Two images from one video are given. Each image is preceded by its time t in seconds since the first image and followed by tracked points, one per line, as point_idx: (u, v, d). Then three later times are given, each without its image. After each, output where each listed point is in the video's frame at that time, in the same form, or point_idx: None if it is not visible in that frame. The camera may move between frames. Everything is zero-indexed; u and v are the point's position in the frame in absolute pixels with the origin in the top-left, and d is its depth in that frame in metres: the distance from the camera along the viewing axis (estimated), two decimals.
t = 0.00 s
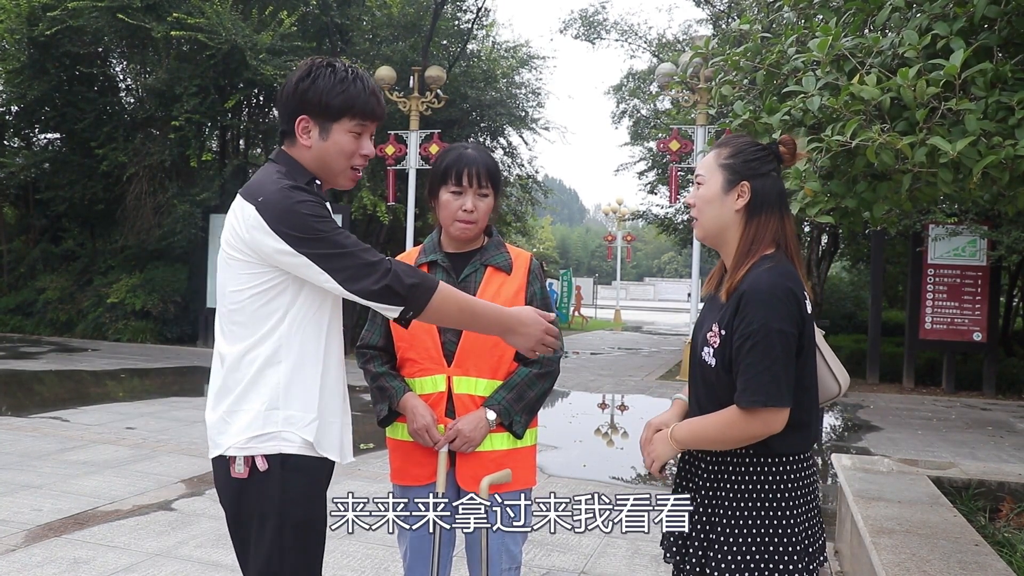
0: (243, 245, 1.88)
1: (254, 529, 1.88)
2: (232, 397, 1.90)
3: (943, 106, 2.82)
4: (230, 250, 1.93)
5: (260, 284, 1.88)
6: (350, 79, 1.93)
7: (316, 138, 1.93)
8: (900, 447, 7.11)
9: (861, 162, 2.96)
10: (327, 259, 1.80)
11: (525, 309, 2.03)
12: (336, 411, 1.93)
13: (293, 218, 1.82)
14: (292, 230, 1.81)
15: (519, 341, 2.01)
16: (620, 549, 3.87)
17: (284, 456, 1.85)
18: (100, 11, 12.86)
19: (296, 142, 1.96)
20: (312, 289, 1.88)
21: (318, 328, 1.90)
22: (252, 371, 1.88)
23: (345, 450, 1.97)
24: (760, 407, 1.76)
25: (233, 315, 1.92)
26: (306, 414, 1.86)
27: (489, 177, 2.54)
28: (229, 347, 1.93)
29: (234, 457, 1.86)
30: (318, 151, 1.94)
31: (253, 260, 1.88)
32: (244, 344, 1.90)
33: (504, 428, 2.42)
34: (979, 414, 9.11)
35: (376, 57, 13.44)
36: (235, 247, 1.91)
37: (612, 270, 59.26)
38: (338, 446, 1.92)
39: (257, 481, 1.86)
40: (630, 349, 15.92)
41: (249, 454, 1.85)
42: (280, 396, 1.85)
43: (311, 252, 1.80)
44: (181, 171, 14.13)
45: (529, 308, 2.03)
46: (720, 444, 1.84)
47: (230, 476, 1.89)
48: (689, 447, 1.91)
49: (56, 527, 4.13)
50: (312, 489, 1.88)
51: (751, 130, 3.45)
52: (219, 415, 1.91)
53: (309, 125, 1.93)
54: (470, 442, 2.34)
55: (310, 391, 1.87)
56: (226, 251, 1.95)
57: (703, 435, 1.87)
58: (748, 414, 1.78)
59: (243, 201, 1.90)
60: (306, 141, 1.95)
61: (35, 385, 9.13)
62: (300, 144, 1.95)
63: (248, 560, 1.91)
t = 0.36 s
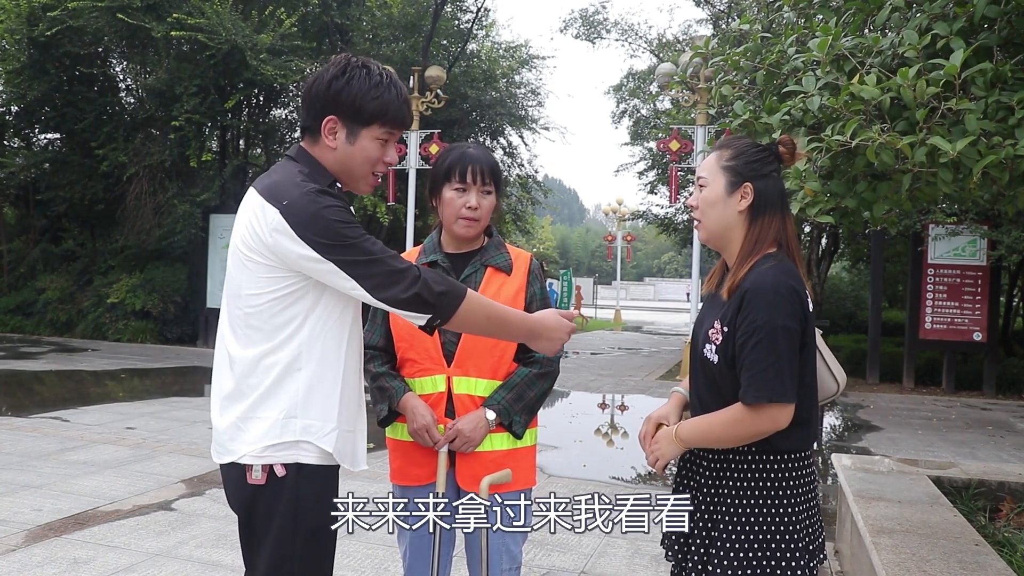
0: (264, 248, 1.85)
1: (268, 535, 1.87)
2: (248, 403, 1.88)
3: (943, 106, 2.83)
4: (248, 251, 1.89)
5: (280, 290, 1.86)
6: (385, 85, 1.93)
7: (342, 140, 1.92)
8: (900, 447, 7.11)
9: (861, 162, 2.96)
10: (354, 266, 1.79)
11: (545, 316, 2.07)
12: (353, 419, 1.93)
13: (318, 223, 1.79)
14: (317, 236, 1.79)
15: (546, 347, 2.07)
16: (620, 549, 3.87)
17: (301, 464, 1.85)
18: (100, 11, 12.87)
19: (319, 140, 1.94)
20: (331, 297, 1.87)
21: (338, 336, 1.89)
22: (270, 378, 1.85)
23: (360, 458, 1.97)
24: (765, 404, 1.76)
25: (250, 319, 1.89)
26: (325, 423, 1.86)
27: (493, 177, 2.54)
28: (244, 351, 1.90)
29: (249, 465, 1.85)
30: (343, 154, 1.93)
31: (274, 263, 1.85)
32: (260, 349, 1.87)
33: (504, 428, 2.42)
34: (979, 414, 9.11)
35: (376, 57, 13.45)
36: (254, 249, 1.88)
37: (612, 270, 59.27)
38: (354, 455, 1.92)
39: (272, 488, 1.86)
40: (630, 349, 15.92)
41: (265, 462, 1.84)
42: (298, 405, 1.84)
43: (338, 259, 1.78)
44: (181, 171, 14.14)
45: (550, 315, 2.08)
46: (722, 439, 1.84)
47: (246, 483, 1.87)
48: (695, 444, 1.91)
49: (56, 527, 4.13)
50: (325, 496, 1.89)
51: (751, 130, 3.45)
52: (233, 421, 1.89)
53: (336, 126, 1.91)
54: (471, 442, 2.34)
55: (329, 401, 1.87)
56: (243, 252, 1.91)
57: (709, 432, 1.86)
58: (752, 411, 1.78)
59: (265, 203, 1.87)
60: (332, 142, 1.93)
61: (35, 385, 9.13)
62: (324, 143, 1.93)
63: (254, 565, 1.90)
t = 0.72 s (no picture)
0: (274, 251, 1.84)
1: (275, 537, 1.86)
2: (256, 407, 1.87)
3: (943, 106, 2.82)
4: (255, 253, 1.88)
5: (289, 293, 1.85)
6: (394, 83, 1.93)
7: (353, 140, 1.92)
8: (899, 447, 7.11)
9: (860, 162, 2.96)
10: (365, 271, 1.79)
11: (546, 327, 2.08)
12: (360, 424, 1.93)
13: (331, 227, 1.80)
14: (329, 239, 1.79)
15: (546, 359, 2.08)
16: (620, 549, 3.87)
17: (310, 469, 1.85)
18: (100, 11, 12.88)
19: (328, 140, 1.93)
20: (340, 300, 1.87)
21: (346, 340, 1.89)
22: (279, 383, 1.85)
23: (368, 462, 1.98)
24: (762, 399, 1.76)
25: (257, 322, 1.88)
26: (335, 428, 1.86)
27: (494, 176, 2.55)
28: (251, 354, 1.89)
29: (257, 469, 1.84)
30: (352, 153, 1.93)
31: (283, 266, 1.84)
32: (269, 353, 1.86)
33: (504, 429, 2.42)
34: (979, 414, 9.11)
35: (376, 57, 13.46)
36: (262, 251, 1.86)
37: (612, 270, 59.33)
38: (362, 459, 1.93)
39: (280, 492, 1.85)
40: (630, 349, 15.92)
41: (274, 467, 1.84)
42: (309, 411, 1.84)
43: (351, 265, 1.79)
44: (182, 171, 14.15)
45: (551, 326, 2.08)
46: (723, 436, 1.83)
47: (253, 486, 1.86)
48: (692, 436, 1.91)
49: (56, 527, 4.14)
50: (333, 499, 1.89)
51: (750, 130, 3.45)
52: (240, 425, 1.88)
53: (347, 125, 1.91)
54: (470, 443, 2.34)
55: (339, 406, 1.87)
56: (249, 253, 1.89)
57: (710, 428, 1.86)
58: (750, 407, 1.78)
59: (274, 204, 1.86)
60: (342, 141, 1.93)
61: (35, 386, 9.14)
62: (334, 143, 1.93)
63: (260, 568, 1.89)
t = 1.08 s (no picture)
0: (275, 251, 1.84)
1: (276, 539, 1.86)
2: (259, 408, 1.86)
3: (942, 106, 2.82)
4: (256, 253, 1.87)
5: (291, 293, 1.85)
6: (388, 79, 1.93)
7: (351, 137, 1.92)
8: (899, 447, 7.11)
9: (860, 162, 2.95)
10: (366, 271, 1.79)
11: (545, 329, 2.09)
12: (363, 424, 1.94)
13: (332, 226, 1.80)
14: (331, 238, 1.79)
15: (544, 361, 2.07)
16: (619, 549, 3.87)
17: (313, 469, 1.85)
18: (100, 11, 12.90)
19: (326, 138, 1.93)
20: (342, 300, 1.87)
21: (348, 340, 1.89)
22: (282, 383, 1.85)
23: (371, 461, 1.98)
24: (759, 397, 1.75)
25: (258, 323, 1.87)
26: (338, 428, 1.86)
27: (494, 175, 2.55)
28: (252, 355, 1.89)
29: (260, 470, 1.84)
30: (352, 151, 1.93)
31: (285, 266, 1.84)
32: (271, 354, 1.86)
33: (503, 429, 2.42)
34: (979, 414, 9.11)
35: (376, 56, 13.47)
36: (263, 250, 1.86)
37: (612, 270, 59.35)
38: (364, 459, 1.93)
39: (283, 492, 1.85)
40: (630, 349, 15.92)
41: (277, 468, 1.83)
42: (312, 411, 1.84)
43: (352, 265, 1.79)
44: (182, 171, 14.15)
45: (549, 329, 2.09)
46: (719, 429, 1.83)
47: (255, 488, 1.85)
48: (688, 431, 1.92)
49: (56, 527, 4.13)
50: (335, 500, 1.88)
51: (750, 130, 3.44)
52: (243, 425, 1.88)
53: (344, 123, 1.91)
54: (470, 442, 2.34)
55: (342, 406, 1.87)
56: (250, 254, 1.89)
57: (708, 425, 1.85)
58: (746, 404, 1.78)
59: (275, 203, 1.85)
60: (340, 139, 1.93)
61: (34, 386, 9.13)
62: (332, 140, 1.93)
63: (262, 568, 1.89)
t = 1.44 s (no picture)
0: (273, 250, 1.83)
1: (276, 537, 1.86)
2: (258, 407, 1.86)
3: (942, 105, 2.82)
4: (255, 253, 1.87)
5: (289, 292, 1.85)
6: (403, 94, 1.92)
7: (351, 142, 1.92)
8: (899, 447, 7.11)
9: (860, 162, 2.95)
10: (363, 269, 1.79)
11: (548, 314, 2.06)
12: (362, 422, 1.93)
13: (330, 224, 1.79)
14: (328, 236, 1.79)
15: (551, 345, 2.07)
16: (619, 549, 3.87)
17: (313, 469, 1.85)
18: (100, 11, 12.90)
19: (327, 139, 1.93)
20: (341, 298, 1.87)
21: (348, 338, 1.89)
22: (282, 382, 1.84)
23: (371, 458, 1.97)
24: (764, 405, 1.76)
25: (257, 322, 1.87)
26: (337, 426, 1.86)
27: (492, 176, 2.55)
28: (251, 355, 1.88)
29: (259, 470, 1.84)
30: (351, 156, 1.93)
31: (283, 264, 1.84)
32: (270, 353, 1.86)
33: (503, 428, 2.42)
34: (979, 414, 9.11)
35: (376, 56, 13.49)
36: (261, 249, 1.86)
37: (612, 270, 59.37)
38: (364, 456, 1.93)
39: (283, 491, 1.85)
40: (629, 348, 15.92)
41: (276, 467, 1.83)
42: (311, 409, 1.84)
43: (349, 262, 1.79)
44: (181, 171, 14.15)
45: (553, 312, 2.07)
46: (714, 425, 1.82)
47: (256, 486, 1.85)
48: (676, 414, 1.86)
49: (55, 527, 4.13)
50: (335, 499, 1.88)
51: (750, 130, 3.43)
52: (242, 425, 1.88)
53: (347, 126, 1.91)
54: (468, 442, 2.34)
55: (340, 404, 1.87)
56: (249, 253, 1.88)
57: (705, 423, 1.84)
58: (750, 410, 1.78)
59: (272, 203, 1.85)
60: (340, 142, 1.93)
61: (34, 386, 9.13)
62: (332, 142, 1.93)
63: (262, 568, 1.88)
